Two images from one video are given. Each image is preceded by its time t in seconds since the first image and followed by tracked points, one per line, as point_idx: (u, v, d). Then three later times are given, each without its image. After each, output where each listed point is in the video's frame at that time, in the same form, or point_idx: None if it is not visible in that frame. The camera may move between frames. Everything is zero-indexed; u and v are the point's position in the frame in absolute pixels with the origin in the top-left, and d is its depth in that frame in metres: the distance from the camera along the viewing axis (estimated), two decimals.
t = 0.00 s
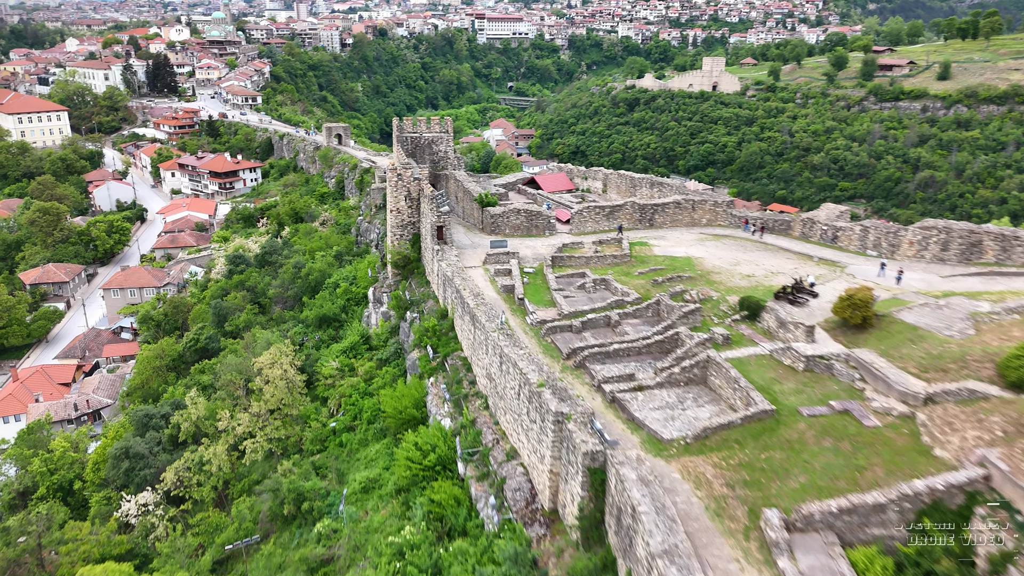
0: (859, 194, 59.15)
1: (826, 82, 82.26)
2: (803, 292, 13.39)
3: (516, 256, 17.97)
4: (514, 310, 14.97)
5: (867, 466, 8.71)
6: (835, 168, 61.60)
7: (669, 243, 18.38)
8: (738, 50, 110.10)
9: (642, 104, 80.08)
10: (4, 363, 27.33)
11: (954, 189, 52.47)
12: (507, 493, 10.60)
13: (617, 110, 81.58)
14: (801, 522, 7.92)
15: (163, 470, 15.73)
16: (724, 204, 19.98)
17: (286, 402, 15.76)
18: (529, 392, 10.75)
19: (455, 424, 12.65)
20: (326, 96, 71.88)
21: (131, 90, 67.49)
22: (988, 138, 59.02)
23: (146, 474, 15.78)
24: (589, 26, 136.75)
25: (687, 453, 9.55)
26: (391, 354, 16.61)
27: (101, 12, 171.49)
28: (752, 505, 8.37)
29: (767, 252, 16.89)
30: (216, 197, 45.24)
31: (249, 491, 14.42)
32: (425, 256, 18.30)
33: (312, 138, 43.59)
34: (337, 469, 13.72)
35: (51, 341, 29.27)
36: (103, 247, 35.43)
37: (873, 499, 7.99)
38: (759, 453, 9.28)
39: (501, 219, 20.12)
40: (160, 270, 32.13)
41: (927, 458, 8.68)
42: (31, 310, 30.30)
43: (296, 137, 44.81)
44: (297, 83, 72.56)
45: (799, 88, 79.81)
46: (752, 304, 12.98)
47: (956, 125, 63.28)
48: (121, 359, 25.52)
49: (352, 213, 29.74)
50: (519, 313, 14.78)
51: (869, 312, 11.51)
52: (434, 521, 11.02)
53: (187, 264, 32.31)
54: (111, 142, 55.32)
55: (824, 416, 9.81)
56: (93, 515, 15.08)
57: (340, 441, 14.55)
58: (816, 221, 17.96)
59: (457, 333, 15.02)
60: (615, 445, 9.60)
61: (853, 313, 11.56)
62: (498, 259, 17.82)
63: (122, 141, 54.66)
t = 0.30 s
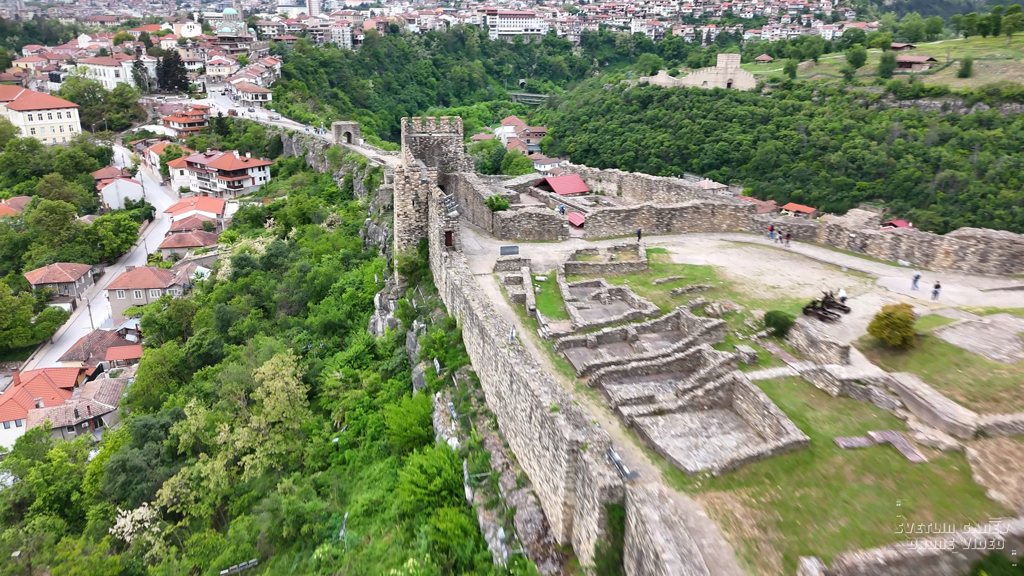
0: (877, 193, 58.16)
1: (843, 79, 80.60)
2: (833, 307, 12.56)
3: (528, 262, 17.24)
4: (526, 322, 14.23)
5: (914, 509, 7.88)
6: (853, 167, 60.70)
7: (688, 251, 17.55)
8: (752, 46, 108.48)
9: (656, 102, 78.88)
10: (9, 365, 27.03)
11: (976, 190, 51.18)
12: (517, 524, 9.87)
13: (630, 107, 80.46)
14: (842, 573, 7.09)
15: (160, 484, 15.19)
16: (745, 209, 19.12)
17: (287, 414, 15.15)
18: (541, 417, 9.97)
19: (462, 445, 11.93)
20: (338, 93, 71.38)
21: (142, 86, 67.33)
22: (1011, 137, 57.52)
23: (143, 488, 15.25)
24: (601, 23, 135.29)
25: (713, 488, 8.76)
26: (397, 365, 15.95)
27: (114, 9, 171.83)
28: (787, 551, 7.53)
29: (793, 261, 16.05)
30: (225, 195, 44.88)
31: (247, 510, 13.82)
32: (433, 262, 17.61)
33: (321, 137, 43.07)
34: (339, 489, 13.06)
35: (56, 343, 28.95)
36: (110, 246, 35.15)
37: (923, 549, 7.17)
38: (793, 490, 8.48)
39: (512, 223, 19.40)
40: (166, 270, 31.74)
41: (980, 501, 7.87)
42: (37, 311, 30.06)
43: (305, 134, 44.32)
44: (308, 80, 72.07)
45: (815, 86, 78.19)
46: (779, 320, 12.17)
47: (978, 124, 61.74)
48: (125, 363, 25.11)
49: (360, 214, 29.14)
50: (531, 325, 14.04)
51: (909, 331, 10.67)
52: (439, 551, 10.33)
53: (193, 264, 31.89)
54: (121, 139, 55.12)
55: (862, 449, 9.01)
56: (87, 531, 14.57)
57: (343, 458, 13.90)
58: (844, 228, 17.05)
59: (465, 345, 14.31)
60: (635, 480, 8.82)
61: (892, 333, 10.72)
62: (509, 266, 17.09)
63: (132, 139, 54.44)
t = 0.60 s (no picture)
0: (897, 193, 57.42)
1: (862, 77, 78.89)
2: (869, 325, 11.72)
3: (540, 271, 16.50)
4: (538, 336, 13.48)
5: (971, 562, 7.07)
6: (871, 167, 59.91)
7: (708, 259, 16.72)
8: (768, 43, 106.78)
9: (669, 99, 77.71)
10: (13, 367, 26.74)
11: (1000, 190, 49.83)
12: (527, 562, 9.15)
13: (643, 105, 79.31)
14: None
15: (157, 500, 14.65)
16: (768, 214, 18.22)
17: (288, 430, 14.52)
18: (555, 446, 9.24)
19: (469, 469, 11.22)
20: (349, 90, 70.91)
21: (153, 84, 67.20)
22: None
23: (140, 504, 14.72)
24: (614, 19, 133.86)
25: (744, 530, 7.97)
26: (403, 378, 15.26)
27: (128, 5, 172.63)
28: None
29: (820, 272, 15.20)
30: (233, 194, 44.49)
31: (245, 532, 13.22)
32: (441, 270, 16.94)
33: (331, 135, 42.59)
34: (340, 512, 12.42)
35: (60, 344, 28.65)
36: (117, 246, 34.88)
37: None
38: (833, 534, 7.68)
39: (524, 228, 18.68)
40: (172, 271, 31.33)
41: None
42: (43, 311, 29.79)
43: (315, 133, 43.81)
44: (319, 77, 71.60)
45: (833, 83, 76.55)
46: (811, 339, 11.35)
47: (1001, 123, 60.14)
48: (128, 367, 24.70)
49: (368, 215, 28.53)
50: (544, 340, 13.30)
51: (956, 357, 9.85)
52: None
53: (200, 265, 31.45)
54: (132, 136, 54.98)
55: (908, 489, 8.20)
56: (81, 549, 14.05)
57: (345, 478, 13.24)
58: (874, 237, 16.13)
59: (474, 359, 13.60)
60: (658, 520, 8.06)
61: (937, 359, 9.91)
62: (520, 274, 16.36)
63: (142, 136, 54.27)
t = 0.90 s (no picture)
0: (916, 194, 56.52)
1: (880, 75, 77.28)
2: (908, 347, 10.88)
3: (553, 280, 15.76)
4: (551, 352, 12.73)
5: None
6: (890, 167, 58.83)
7: (730, 269, 15.89)
8: (783, 40, 105.20)
9: (683, 97, 76.54)
10: (16, 370, 26.44)
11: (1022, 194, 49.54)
12: None
13: (657, 103, 78.18)
14: None
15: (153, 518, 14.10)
16: (793, 222, 17.35)
17: (288, 446, 13.89)
18: (569, 481, 8.48)
19: (477, 497, 10.49)
20: (360, 87, 70.37)
21: (163, 81, 67.00)
22: None
23: (136, 521, 14.18)
24: (627, 16, 132.38)
25: None
26: (409, 392, 14.58)
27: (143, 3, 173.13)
28: None
29: (850, 285, 14.35)
30: (242, 194, 44.08)
31: (242, 555, 12.61)
32: (450, 278, 16.24)
33: (340, 134, 42.04)
34: (341, 538, 11.76)
35: (65, 347, 28.32)
36: (124, 246, 34.60)
37: None
38: None
39: (536, 235, 17.95)
40: (178, 273, 30.92)
41: None
42: (48, 312, 29.51)
43: (324, 131, 43.30)
44: (330, 74, 71.10)
45: (850, 81, 74.99)
46: (846, 362, 10.53)
47: None
48: (131, 372, 24.29)
49: (377, 217, 27.91)
50: (557, 356, 12.55)
51: (1009, 388, 9.11)
52: None
53: (206, 266, 31.04)
54: (142, 134, 54.76)
55: (963, 538, 7.39)
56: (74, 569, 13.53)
57: (347, 500, 12.60)
58: (907, 247, 15.24)
59: (483, 376, 12.87)
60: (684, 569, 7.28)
61: (989, 389, 9.16)
62: (532, 284, 15.62)
63: (152, 134, 54.02)
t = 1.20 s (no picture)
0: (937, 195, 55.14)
1: (899, 73, 75.65)
2: (952, 374, 10.06)
3: (566, 292, 15.02)
4: (565, 371, 12.00)
5: None
6: (910, 168, 57.46)
7: (754, 282, 15.07)
8: (799, 37, 103.47)
9: (697, 96, 75.31)
10: (21, 375, 26.19)
11: None
12: None
13: (670, 102, 77.01)
14: None
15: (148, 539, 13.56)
16: (820, 231, 16.48)
17: (288, 466, 13.26)
18: (586, 524, 7.73)
19: (485, 530, 9.79)
20: (371, 86, 69.81)
21: (174, 79, 66.86)
22: None
23: (131, 541, 13.65)
24: (640, 13, 130.88)
25: None
26: (414, 409, 13.91)
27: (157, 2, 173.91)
28: None
29: (883, 301, 13.50)
30: (250, 193, 43.64)
31: None
32: (458, 289, 15.58)
33: (349, 133, 41.51)
34: (340, 568, 11.12)
35: (70, 350, 27.99)
36: (131, 246, 34.31)
37: None
38: None
39: (548, 243, 17.23)
40: (183, 275, 30.52)
41: None
42: (53, 315, 29.19)
43: (333, 131, 42.79)
44: (341, 72, 70.59)
45: (869, 80, 73.40)
46: (885, 390, 9.73)
47: None
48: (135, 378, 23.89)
49: (385, 219, 27.30)
50: (572, 375, 11.81)
51: None
52: None
53: (212, 269, 30.57)
54: (152, 133, 54.57)
55: None
56: None
57: (349, 525, 11.96)
58: (944, 260, 14.33)
59: (493, 395, 12.16)
60: None
61: None
62: (545, 296, 14.89)
63: (162, 133, 53.79)
